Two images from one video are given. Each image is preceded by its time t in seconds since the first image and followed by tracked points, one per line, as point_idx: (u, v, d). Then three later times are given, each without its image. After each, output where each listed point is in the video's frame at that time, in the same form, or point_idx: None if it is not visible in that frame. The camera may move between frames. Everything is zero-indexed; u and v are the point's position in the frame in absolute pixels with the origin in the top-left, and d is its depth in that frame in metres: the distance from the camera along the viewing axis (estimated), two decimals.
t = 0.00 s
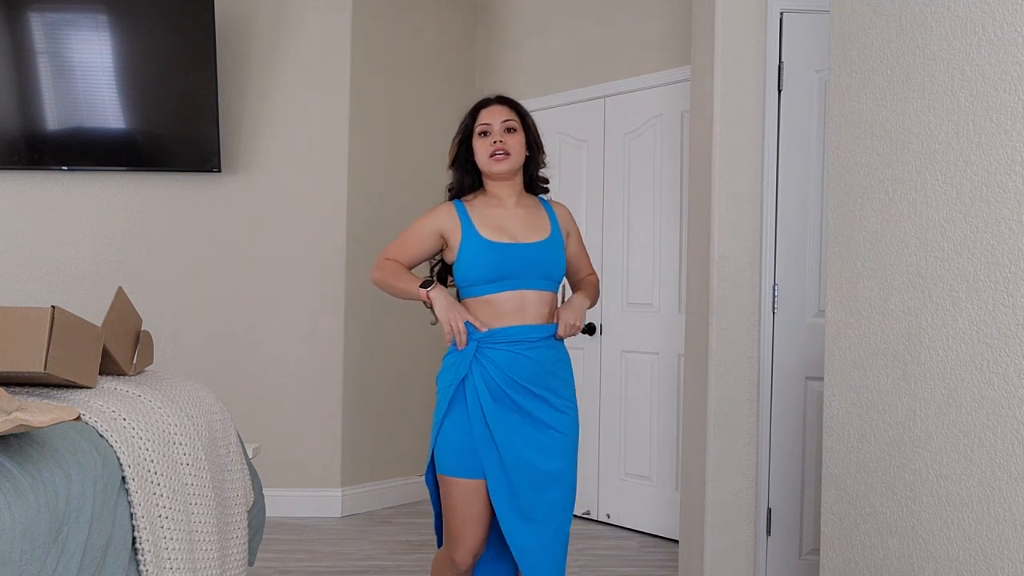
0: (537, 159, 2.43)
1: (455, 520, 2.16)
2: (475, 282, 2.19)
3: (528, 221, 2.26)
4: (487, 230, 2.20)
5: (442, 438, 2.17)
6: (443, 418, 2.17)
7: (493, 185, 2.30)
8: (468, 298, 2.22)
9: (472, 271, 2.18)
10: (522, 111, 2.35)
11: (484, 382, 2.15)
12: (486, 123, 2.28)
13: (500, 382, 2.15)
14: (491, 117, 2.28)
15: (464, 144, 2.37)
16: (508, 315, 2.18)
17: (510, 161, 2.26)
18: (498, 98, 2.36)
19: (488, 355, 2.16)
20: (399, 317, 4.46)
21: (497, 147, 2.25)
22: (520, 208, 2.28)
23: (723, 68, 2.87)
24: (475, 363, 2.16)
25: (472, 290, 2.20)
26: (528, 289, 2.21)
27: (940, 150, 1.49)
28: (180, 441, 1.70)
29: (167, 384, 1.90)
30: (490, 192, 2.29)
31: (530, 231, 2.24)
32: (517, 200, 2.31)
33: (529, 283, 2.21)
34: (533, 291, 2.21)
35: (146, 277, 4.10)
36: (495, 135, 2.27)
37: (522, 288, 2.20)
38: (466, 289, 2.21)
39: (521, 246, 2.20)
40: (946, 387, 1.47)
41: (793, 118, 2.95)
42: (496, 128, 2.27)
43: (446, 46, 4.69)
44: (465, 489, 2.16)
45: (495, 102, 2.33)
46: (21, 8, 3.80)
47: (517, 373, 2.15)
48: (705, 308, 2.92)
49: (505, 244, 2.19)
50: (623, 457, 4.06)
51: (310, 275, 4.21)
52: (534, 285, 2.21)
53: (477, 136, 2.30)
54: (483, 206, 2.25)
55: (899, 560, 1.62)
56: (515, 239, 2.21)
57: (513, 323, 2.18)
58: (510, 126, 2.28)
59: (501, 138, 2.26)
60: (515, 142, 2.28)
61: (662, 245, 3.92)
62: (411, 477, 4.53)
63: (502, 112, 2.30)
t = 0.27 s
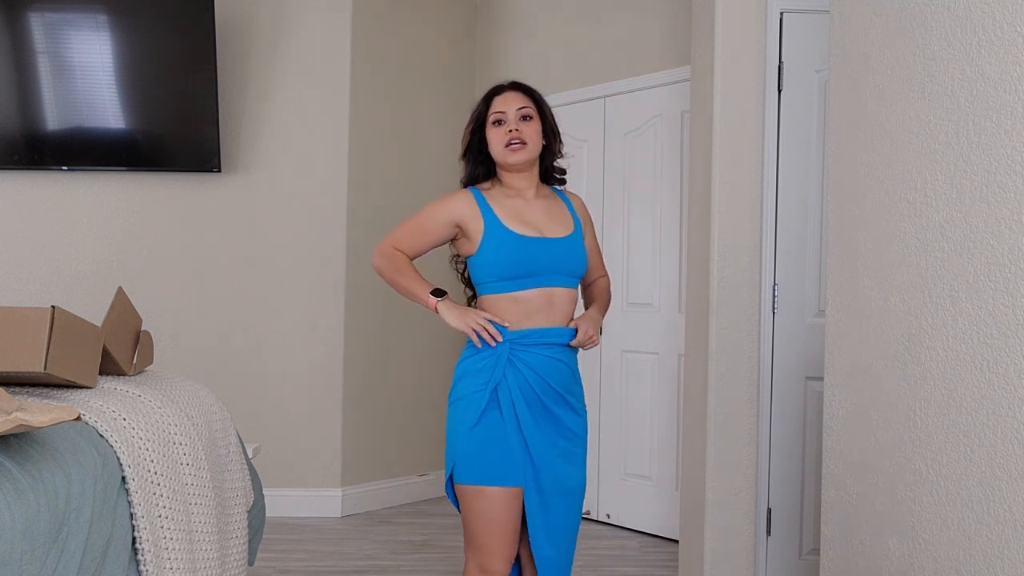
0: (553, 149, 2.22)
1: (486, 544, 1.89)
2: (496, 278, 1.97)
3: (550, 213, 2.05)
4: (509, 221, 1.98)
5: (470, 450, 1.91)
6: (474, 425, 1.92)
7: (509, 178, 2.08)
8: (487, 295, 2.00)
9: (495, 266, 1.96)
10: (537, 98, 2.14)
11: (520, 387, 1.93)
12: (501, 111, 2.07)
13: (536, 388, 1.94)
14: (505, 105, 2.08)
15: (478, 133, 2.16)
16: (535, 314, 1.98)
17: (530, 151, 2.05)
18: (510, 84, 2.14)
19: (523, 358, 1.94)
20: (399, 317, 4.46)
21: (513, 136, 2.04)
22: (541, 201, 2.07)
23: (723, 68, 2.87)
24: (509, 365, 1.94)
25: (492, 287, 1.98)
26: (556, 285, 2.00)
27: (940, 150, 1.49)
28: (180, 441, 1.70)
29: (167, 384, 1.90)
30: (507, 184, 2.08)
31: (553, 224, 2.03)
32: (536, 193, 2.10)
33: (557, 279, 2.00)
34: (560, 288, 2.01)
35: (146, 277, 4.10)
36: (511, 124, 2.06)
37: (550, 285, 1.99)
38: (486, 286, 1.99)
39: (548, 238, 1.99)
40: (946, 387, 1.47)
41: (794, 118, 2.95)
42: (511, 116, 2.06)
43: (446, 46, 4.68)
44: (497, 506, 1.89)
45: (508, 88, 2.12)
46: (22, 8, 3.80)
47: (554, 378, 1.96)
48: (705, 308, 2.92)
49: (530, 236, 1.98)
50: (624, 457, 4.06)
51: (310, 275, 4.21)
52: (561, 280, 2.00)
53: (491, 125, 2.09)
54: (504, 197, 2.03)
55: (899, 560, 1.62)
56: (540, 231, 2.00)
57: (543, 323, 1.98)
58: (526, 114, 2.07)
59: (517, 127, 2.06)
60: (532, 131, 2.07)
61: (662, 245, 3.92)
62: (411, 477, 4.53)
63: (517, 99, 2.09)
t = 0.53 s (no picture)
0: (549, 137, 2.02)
1: (503, 564, 1.71)
2: (504, 274, 1.75)
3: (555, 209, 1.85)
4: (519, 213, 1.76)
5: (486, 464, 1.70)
6: (495, 438, 1.70)
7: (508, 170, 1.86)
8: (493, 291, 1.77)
9: (505, 261, 1.74)
10: (536, 83, 1.91)
11: (538, 394, 1.75)
12: (501, 100, 1.83)
13: (553, 396, 1.78)
14: (506, 94, 1.84)
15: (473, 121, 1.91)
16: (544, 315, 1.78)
17: (533, 144, 1.83)
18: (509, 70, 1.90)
19: (541, 363, 1.76)
20: (399, 317, 4.46)
21: (515, 128, 1.81)
22: (541, 197, 1.87)
23: (723, 68, 2.87)
24: (530, 374, 1.74)
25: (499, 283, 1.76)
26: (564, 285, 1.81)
27: (940, 150, 1.49)
28: (180, 441, 1.70)
29: (167, 384, 1.90)
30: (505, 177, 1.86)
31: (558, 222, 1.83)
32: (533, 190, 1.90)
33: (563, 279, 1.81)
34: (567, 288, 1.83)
35: (146, 277, 4.10)
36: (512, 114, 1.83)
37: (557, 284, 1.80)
38: (490, 281, 1.76)
39: (559, 234, 1.79)
40: (946, 387, 1.47)
41: (793, 118, 2.95)
42: (512, 106, 1.83)
43: (446, 46, 4.68)
44: (516, 525, 1.71)
45: (507, 73, 1.88)
46: (21, 8, 3.80)
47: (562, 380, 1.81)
48: (704, 308, 2.92)
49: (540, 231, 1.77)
50: (623, 457, 4.07)
51: (310, 275, 4.21)
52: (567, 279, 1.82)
53: (489, 114, 1.85)
54: (508, 190, 1.80)
55: (899, 560, 1.62)
56: (548, 226, 1.80)
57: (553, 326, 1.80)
58: (529, 103, 1.84)
59: (519, 117, 1.82)
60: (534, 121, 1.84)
61: (662, 245, 3.92)
62: (411, 477, 4.53)
63: (517, 87, 1.85)
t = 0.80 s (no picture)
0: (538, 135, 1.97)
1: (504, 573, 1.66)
2: (504, 282, 1.70)
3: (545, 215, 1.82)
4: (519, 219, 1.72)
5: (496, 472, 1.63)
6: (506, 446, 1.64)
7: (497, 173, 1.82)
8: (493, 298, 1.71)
9: (502, 269, 1.69)
10: (531, 83, 1.86)
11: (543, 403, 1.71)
12: (494, 103, 1.78)
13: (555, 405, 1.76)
14: (500, 96, 1.78)
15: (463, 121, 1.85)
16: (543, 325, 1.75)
17: (528, 150, 1.79)
18: (500, 69, 1.84)
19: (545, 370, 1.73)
20: (399, 317, 4.46)
21: (508, 133, 1.76)
22: (529, 203, 1.84)
23: (723, 68, 2.88)
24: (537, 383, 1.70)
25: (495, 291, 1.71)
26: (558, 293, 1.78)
27: (940, 150, 1.49)
28: (180, 441, 1.70)
29: (167, 384, 1.90)
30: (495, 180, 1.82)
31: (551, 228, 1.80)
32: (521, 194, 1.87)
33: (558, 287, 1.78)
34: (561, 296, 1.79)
35: (146, 277, 4.10)
36: (505, 118, 1.78)
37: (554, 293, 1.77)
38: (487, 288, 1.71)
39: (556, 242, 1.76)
40: (946, 387, 1.48)
41: (793, 118, 2.95)
42: (506, 110, 1.77)
43: (446, 46, 4.68)
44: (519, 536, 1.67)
45: (501, 74, 1.82)
46: (21, 8, 3.80)
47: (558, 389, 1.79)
48: (704, 307, 2.93)
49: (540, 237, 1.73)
50: (624, 457, 4.07)
51: (310, 275, 4.21)
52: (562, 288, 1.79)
53: (483, 116, 1.79)
54: (503, 197, 1.76)
55: (899, 560, 1.62)
56: (544, 233, 1.76)
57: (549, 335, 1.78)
58: (523, 106, 1.79)
59: (512, 122, 1.78)
60: (528, 125, 1.80)
61: (662, 245, 3.92)
62: (410, 478, 4.53)
63: (512, 89, 1.80)
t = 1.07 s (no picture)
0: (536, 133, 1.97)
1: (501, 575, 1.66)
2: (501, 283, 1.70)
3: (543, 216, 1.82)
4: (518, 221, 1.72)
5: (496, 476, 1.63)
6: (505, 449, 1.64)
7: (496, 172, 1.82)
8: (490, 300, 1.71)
9: (500, 271, 1.69)
10: (530, 81, 1.85)
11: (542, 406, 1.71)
12: (495, 101, 1.78)
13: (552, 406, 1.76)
14: (501, 94, 1.78)
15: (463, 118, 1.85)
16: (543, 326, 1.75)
17: (528, 149, 1.79)
18: (499, 65, 1.84)
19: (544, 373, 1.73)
20: (399, 317, 4.46)
21: (509, 132, 1.76)
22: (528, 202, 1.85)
23: (723, 68, 2.88)
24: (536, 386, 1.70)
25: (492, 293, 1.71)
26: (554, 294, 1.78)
27: (941, 150, 1.49)
28: (180, 441, 1.70)
29: (167, 384, 1.90)
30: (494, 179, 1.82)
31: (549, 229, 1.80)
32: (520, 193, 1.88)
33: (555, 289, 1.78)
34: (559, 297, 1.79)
35: (146, 277, 4.10)
36: (506, 116, 1.78)
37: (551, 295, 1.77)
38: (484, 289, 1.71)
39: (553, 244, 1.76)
40: (946, 387, 1.48)
41: (793, 117, 2.95)
42: (506, 108, 1.77)
43: (446, 46, 4.68)
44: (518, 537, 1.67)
45: (500, 71, 1.82)
46: (21, 8, 3.80)
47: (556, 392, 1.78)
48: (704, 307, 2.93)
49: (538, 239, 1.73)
50: (624, 457, 4.07)
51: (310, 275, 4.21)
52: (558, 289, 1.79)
53: (483, 114, 1.79)
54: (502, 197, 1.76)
55: (899, 560, 1.62)
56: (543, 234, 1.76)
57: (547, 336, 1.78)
58: (523, 104, 1.79)
59: (513, 120, 1.78)
60: (528, 123, 1.80)
61: (661, 244, 3.92)
62: (410, 477, 4.53)
63: (512, 86, 1.80)
